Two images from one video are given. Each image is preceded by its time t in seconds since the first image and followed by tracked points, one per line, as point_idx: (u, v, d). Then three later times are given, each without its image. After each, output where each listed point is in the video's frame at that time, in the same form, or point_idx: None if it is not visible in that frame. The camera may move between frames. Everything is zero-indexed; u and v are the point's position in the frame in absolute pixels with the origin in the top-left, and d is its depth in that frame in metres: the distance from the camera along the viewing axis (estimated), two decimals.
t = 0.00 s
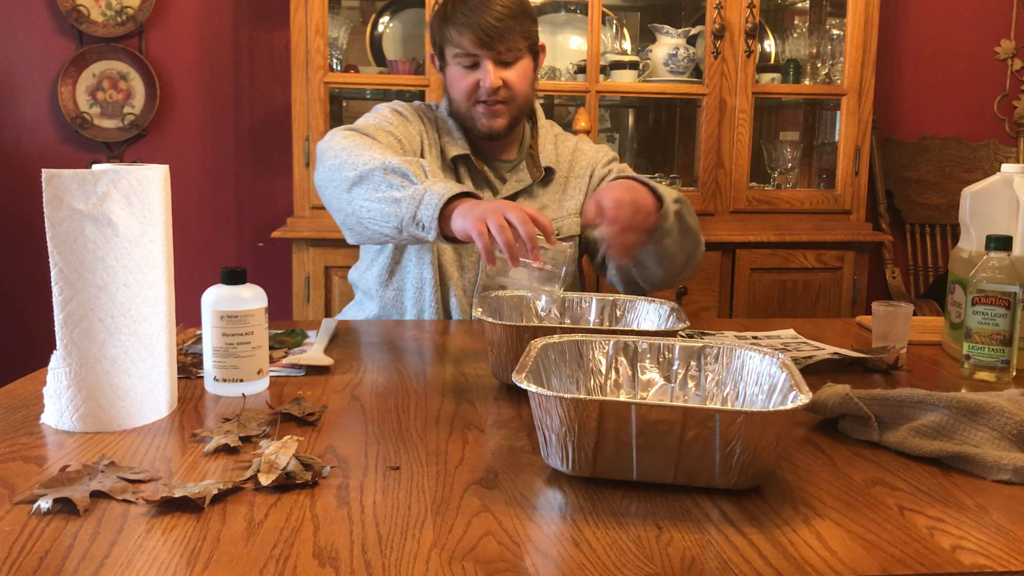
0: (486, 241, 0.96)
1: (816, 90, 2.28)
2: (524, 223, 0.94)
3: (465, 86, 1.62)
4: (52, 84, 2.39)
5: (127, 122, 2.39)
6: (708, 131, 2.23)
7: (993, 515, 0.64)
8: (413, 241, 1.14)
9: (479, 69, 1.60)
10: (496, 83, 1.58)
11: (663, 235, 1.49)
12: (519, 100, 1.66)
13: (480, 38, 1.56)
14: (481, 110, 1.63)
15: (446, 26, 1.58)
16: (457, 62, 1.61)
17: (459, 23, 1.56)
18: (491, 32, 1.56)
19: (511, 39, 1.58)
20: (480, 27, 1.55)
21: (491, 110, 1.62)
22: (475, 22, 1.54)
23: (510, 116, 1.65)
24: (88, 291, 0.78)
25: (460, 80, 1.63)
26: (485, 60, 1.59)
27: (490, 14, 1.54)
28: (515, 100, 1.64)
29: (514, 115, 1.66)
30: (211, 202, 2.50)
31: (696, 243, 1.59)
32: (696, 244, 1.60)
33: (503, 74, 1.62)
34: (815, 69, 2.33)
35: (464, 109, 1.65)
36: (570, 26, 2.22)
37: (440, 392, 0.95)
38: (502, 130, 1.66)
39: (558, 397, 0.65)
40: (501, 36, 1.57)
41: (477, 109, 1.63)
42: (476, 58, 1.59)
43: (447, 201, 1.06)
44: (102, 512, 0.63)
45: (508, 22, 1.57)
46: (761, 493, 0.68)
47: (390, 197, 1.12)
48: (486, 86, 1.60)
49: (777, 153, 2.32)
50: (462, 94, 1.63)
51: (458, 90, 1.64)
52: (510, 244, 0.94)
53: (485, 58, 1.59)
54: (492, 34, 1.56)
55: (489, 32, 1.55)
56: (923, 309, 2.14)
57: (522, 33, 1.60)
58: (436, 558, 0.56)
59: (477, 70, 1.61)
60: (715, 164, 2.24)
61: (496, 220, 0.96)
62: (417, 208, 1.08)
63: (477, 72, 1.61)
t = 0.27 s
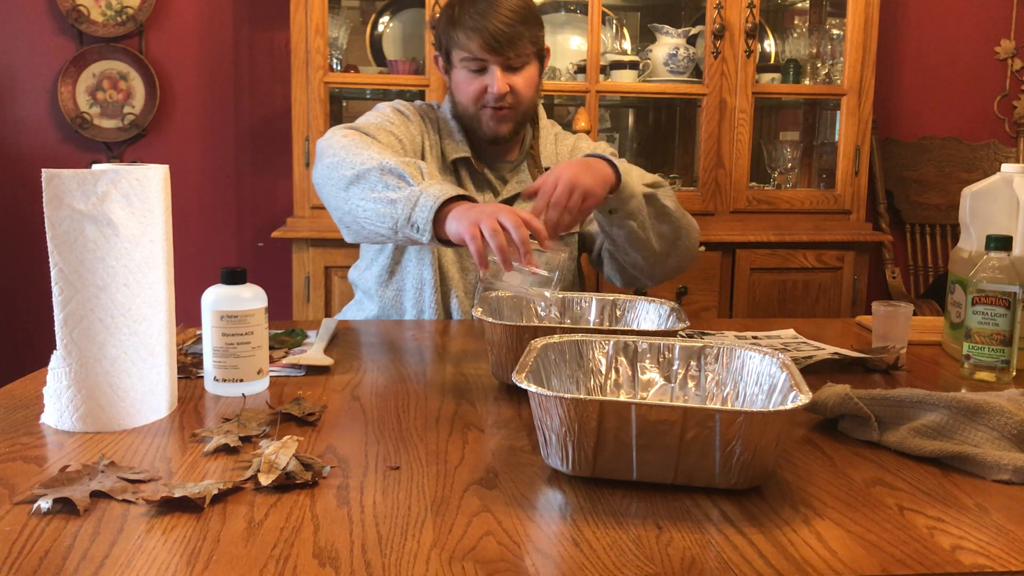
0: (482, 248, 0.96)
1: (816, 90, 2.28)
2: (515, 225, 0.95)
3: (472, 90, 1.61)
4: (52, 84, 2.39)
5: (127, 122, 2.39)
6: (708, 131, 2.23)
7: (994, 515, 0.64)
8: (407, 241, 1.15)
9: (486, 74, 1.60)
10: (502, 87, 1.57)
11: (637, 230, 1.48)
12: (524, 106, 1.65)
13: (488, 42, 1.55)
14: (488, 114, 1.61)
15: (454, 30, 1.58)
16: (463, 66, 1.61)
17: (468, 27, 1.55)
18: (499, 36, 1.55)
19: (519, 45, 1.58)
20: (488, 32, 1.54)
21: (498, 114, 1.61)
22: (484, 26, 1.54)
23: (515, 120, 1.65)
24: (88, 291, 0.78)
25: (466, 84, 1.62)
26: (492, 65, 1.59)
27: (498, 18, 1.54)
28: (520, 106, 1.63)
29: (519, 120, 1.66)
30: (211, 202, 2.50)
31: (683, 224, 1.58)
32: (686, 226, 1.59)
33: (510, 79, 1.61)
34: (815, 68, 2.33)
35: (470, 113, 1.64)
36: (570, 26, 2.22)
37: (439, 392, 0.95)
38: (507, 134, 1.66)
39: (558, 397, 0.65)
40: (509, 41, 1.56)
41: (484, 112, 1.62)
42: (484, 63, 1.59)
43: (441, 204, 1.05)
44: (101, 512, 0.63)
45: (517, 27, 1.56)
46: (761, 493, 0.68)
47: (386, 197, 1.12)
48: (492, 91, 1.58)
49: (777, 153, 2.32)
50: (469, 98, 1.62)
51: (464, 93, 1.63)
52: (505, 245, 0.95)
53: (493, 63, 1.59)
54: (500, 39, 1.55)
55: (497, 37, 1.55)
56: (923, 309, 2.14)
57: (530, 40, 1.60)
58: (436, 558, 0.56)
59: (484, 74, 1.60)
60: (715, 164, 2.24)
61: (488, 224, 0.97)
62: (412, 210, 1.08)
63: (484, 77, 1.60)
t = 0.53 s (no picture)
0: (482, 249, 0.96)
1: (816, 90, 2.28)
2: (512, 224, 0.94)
3: (473, 97, 1.60)
4: (52, 84, 2.39)
5: (127, 122, 2.39)
6: (708, 131, 2.23)
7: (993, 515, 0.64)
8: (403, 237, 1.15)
9: (488, 82, 1.59)
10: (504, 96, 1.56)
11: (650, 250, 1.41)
12: (527, 113, 1.64)
13: (490, 52, 1.53)
14: (490, 120, 1.61)
15: (456, 37, 1.56)
16: (465, 74, 1.60)
17: (469, 35, 1.54)
18: (501, 46, 1.53)
19: (522, 53, 1.56)
20: (490, 40, 1.52)
21: (501, 121, 1.61)
22: (485, 35, 1.52)
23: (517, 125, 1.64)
24: (88, 291, 0.78)
25: (468, 91, 1.61)
26: (494, 73, 1.57)
27: (501, 27, 1.52)
28: (522, 113, 1.62)
29: (521, 125, 1.65)
30: (211, 202, 2.50)
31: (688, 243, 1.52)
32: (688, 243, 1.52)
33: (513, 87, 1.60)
34: (815, 68, 2.33)
35: (472, 117, 1.64)
36: (570, 26, 2.22)
37: (439, 392, 0.95)
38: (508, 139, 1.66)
39: (558, 397, 0.65)
40: (511, 49, 1.54)
41: (486, 119, 1.61)
42: (486, 72, 1.58)
43: (440, 202, 1.06)
44: (101, 513, 0.63)
45: (520, 35, 1.54)
46: (761, 493, 0.68)
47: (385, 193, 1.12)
48: (495, 99, 1.57)
49: (777, 153, 2.32)
50: (471, 105, 1.62)
51: (466, 100, 1.62)
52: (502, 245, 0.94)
53: (495, 72, 1.57)
54: (502, 48, 1.53)
55: (499, 46, 1.53)
56: (923, 309, 2.14)
57: (533, 48, 1.58)
58: (436, 558, 0.56)
59: (486, 82, 1.59)
60: (716, 164, 2.24)
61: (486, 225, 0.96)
62: (409, 206, 1.08)
63: (486, 85, 1.59)
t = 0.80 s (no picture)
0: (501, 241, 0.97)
1: (816, 90, 2.28)
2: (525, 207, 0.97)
3: (473, 102, 1.58)
4: (51, 84, 2.39)
5: (127, 122, 2.39)
6: (708, 130, 2.23)
7: (993, 515, 0.64)
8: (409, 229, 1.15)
9: (490, 91, 1.54)
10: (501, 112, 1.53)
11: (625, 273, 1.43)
12: (523, 125, 1.62)
13: (493, 64, 1.48)
14: (485, 128, 1.61)
15: (465, 41, 1.50)
16: (470, 78, 1.56)
17: (478, 42, 1.47)
18: (505, 60, 1.47)
19: (527, 71, 1.50)
20: (493, 53, 1.46)
21: (495, 130, 1.60)
22: (492, 48, 1.46)
23: (513, 136, 1.65)
24: (88, 291, 0.78)
25: (472, 95, 1.58)
26: (496, 86, 1.52)
27: (507, 41, 1.45)
28: (520, 123, 1.61)
29: (518, 134, 1.64)
30: (211, 202, 2.50)
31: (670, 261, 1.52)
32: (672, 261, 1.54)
33: (513, 101, 1.56)
34: (815, 68, 2.33)
35: (472, 120, 1.62)
36: (570, 25, 2.22)
37: (439, 392, 0.95)
38: (500, 148, 1.67)
39: (558, 397, 0.65)
40: (515, 67, 1.49)
41: (482, 124, 1.61)
42: (488, 81, 1.53)
43: (445, 195, 1.07)
44: (101, 513, 0.63)
45: (527, 53, 1.48)
46: (761, 493, 0.68)
47: (388, 187, 1.13)
48: (492, 111, 1.55)
49: (777, 153, 2.32)
50: (471, 108, 1.60)
51: (467, 102, 1.60)
52: (524, 228, 0.96)
53: (496, 83, 1.52)
54: (506, 64, 1.48)
55: (504, 62, 1.47)
56: (923, 309, 2.14)
57: (540, 69, 1.52)
58: (436, 558, 0.56)
59: (487, 91, 1.55)
60: (716, 164, 2.24)
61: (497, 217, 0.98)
62: (414, 199, 1.09)
63: (486, 94, 1.55)
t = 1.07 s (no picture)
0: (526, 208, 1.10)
1: (816, 90, 2.28)
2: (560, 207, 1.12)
3: (473, 103, 1.52)
4: (51, 84, 2.39)
5: (127, 122, 2.39)
6: (708, 130, 2.23)
7: (993, 515, 0.64)
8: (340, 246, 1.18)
9: (490, 95, 1.49)
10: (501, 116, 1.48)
11: (625, 274, 1.44)
12: (522, 133, 1.56)
13: (495, 67, 1.42)
14: (483, 131, 1.54)
15: (472, 42, 1.45)
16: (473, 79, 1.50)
17: (483, 43, 1.42)
18: (506, 64, 1.42)
19: (530, 79, 1.45)
20: (496, 55, 1.41)
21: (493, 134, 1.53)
22: (497, 50, 1.41)
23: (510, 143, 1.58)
24: (88, 291, 0.78)
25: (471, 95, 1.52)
26: (497, 89, 1.47)
27: (511, 45, 1.41)
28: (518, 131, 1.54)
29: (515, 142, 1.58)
30: (211, 202, 2.50)
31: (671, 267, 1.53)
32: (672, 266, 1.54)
33: (513, 106, 1.49)
34: (815, 68, 2.33)
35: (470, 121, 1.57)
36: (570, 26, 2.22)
37: (439, 392, 0.95)
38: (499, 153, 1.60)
39: (558, 397, 0.65)
40: (518, 73, 1.43)
41: (479, 127, 1.54)
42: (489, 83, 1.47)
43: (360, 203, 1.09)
44: (101, 513, 0.63)
45: (531, 60, 1.43)
46: (761, 493, 0.68)
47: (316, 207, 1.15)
48: (491, 114, 1.49)
49: (777, 153, 2.32)
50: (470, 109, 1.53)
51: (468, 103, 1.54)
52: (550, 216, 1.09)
53: (497, 86, 1.47)
54: (509, 67, 1.42)
55: (507, 65, 1.42)
56: (923, 309, 2.14)
57: (544, 79, 1.47)
58: (436, 558, 0.56)
59: (487, 94, 1.49)
60: (716, 164, 2.24)
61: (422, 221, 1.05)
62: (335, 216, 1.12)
63: (486, 96, 1.49)
